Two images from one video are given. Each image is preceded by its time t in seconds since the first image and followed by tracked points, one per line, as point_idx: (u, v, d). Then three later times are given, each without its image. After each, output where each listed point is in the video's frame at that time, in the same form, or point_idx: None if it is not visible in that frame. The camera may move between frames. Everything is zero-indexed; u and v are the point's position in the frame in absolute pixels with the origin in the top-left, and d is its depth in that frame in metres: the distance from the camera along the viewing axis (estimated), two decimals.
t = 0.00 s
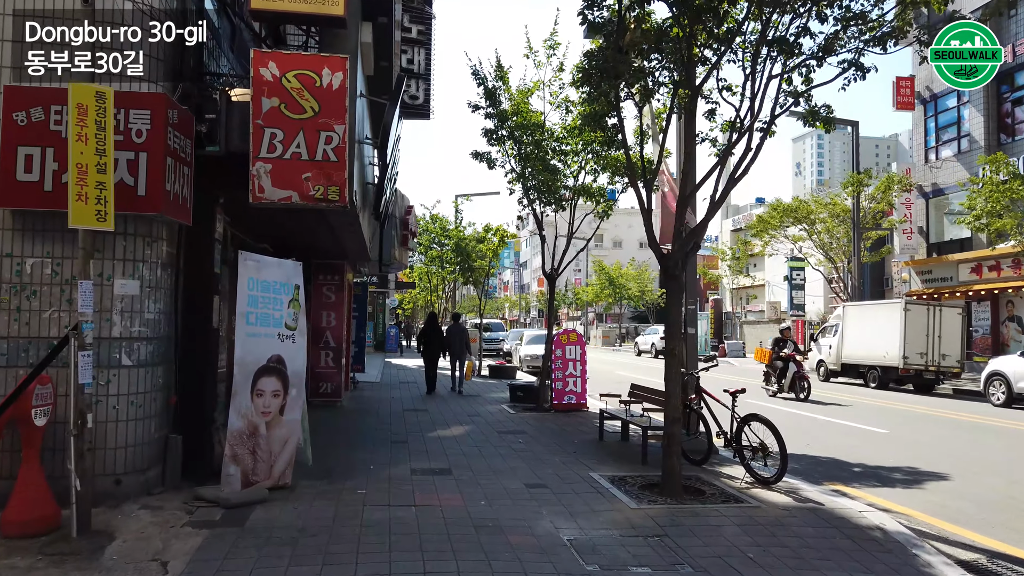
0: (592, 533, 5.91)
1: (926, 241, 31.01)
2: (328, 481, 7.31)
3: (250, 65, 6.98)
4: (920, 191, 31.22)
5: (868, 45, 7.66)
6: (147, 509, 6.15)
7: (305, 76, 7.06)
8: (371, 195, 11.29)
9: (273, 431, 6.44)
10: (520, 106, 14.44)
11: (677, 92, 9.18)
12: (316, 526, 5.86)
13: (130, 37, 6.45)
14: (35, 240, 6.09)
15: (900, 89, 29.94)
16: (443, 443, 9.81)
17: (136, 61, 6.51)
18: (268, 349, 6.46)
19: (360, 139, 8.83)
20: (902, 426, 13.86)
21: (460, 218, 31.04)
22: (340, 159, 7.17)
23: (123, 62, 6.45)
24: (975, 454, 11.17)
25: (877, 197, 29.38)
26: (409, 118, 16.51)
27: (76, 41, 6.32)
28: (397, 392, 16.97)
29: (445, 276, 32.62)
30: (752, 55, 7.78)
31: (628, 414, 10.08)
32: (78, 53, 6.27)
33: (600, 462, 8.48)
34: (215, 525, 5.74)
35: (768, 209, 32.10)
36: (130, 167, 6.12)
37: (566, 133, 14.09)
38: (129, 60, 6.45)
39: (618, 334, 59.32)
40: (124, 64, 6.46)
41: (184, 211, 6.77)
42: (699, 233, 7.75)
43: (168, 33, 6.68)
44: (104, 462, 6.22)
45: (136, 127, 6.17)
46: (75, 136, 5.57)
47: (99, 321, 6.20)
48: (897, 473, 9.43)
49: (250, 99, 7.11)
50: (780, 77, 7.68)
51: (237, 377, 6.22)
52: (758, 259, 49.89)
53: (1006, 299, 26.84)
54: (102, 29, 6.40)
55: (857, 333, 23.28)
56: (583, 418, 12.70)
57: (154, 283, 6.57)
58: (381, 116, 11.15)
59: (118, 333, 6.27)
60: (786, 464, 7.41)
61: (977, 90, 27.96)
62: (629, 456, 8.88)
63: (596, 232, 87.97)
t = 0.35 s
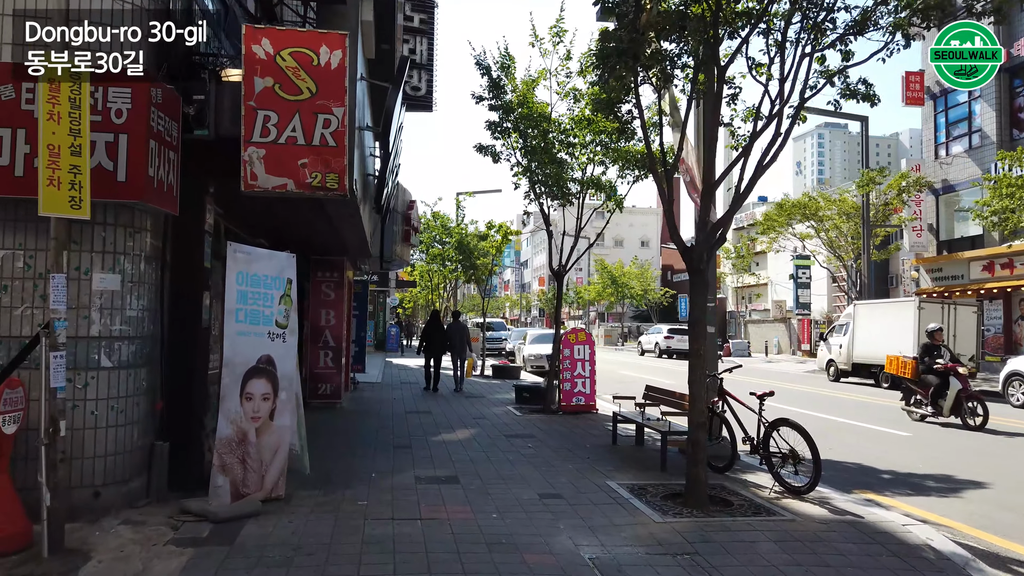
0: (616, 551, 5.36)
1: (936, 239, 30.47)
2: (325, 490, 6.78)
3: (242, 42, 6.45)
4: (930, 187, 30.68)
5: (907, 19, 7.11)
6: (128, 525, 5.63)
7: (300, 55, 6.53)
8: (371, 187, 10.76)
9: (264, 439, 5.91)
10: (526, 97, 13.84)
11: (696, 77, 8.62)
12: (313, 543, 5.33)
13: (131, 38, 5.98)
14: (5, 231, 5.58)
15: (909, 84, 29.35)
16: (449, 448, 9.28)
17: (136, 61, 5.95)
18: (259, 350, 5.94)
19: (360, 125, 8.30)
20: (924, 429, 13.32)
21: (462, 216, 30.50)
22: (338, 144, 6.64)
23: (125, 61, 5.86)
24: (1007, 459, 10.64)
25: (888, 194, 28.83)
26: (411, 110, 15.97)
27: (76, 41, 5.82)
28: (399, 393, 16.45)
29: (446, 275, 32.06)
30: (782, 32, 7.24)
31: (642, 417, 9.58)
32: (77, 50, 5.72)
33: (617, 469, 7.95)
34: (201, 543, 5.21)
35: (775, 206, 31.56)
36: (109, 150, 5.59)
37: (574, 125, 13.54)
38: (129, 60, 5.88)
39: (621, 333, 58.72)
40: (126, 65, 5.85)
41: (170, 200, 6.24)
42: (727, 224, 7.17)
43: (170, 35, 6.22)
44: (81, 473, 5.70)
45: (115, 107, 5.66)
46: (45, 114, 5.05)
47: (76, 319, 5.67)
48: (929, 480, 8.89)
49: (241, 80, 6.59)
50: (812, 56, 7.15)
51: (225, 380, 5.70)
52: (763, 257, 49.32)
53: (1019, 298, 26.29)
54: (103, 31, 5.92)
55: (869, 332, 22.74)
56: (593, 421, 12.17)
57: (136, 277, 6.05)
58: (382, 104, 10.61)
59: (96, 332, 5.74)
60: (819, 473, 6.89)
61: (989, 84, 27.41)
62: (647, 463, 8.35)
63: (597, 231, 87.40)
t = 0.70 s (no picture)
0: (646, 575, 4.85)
1: (947, 237, 29.97)
2: (325, 503, 6.28)
3: (235, 17, 5.97)
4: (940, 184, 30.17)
5: None
6: (108, 544, 5.13)
7: (298, 31, 6.04)
8: (374, 179, 10.23)
9: (256, 447, 5.41)
10: (532, 88, 13.25)
11: (719, 60, 8.04)
12: (311, 565, 4.82)
13: (130, 37, 5.38)
14: None
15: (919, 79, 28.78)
16: (455, 454, 8.78)
17: (136, 61, 5.30)
18: (251, 351, 5.43)
19: (362, 111, 7.78)
20: (948, 433, 12.81)
21: (464, 213, 29.98)
22: (339, 127, 6.13)
23: (124, 64, 5.23)
24: None
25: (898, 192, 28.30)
26: (414, 102, 15.46)
27: (73, 39, 5.11)
28: (401, 394, 15.94)
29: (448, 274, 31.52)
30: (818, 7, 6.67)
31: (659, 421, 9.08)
32: (75, 50, 5.04)
33: (637, 479, 7.46)
34: (188, 566, 4.70)
35: (782, 203, 31.05)
36: (86, 131, 5.08)
37: (584, 116, 13.01)
38: (129, 60, 5.23)
39: (623, 332, 58.21)
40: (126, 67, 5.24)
41: (157, 188, 5.75)
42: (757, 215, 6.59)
43: (172, 37, 5.59)
44: (58, 486, 5.19)
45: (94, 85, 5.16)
46: (14, 89, 4.49)
47: (51, 317, 5.17)
48: (965, 490, 8.38)
49: (235, 58, 6.11)
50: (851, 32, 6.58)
51: (214, 385, 5.19)
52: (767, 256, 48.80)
53: None
54: (103, 31, 5.27)
55: (881, 332, 22.24)
56: (604, 424, 11.65)
57: (119, 272, 5.55)
58: (384, 92, 10.11)
59: (74, 331, 5.24)
60: (858, 484, 6.37)
61: (1002, 79, 26.88)
62: (668, 472, 7.85)
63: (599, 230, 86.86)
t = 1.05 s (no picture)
0: None
1: (956, 234, 29.45)
2: (321, 515, 5.76)
3: None
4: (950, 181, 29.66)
5: None
6: (76, 563, 4.60)
7: None
8: (373, 170, 9.74)
9: (244, 456, 4.88)
10: (540, 76, 12.73)
11: (743, 37, 7.50)
12: None
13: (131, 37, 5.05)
14: None
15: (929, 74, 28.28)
16: (459, 460, 8.26)
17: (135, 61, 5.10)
18: (237, 349, 4.91)
19: (360, 91, 7.26)
20: (972, 435, 12.27)
21: (465, 211, 29.46)
22: (335, 104, 5.60)
23: (126, 65, 5.06)
24: None
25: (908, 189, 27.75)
26: (415, 92, 14.95)
27: (75, 40, 4.74)
28: (402, 395, 15.40)
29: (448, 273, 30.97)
30: None
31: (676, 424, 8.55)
32: (77, 51, 4.71)
33: (655, 487, 6.94)
34: None
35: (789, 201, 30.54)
36: (52, 103, 4.55)
37: (593, 106, 12.48)
38: (129, 60, 5.04)
39: (625, 333, 57.64)
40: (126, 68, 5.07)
41: (133, 169, 5.24)
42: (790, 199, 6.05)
43: (173, 36, 5.31)
44: (21, 499, 4.67)
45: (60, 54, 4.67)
46: None
47: (14, 311, 4.64)
48: (1003, 497, 7.86)
49: (219, 28, 5.58)
50: None
51: (196, 386, 4.66)
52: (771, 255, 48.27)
53: None
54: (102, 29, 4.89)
55: (893, 331, 21.73)
56: (615, 427, 11.12)
57: (91, 262, 5.03)
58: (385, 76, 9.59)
59: (39, 327, 4.71)
60: (901, 493, 5.84)
61: (1014, 73, 26.35)
62: (688, 479, 7.33)
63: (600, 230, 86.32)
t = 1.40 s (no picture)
0: None
1: (967, 233, 28.94)
2: (319, 537, 5.25)
3: None
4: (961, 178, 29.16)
5: None
6: None
7: None
8: (375, 164, 9.24)
9: (229, 475, 4.37)
10: (550, 66, 12.25)
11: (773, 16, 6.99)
12: None
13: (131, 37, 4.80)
14: None
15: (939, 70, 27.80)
16: (467, 471, 7.77)
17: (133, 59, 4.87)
18: (222, 355, 4.41)
19: (361, 76, 6.75)
20: (999, 440, 11.75)
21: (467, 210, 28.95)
22: (334, 85, 5.09)
23: (127, 64, 4.83)
24: None
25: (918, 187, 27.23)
26: (418, 85, 14.44)
27: (75, 39, 4.27)
28: (405, 398, 14.88)
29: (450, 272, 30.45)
30: None
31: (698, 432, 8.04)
32: (77, 51, 4.26)
33: (681, 503, 6.44)
34: None
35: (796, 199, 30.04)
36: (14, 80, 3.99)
37: (604, 97, 11.99)
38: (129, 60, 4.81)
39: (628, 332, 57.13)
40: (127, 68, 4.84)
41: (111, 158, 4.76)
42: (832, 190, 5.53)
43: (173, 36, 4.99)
44: None
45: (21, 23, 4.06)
46: None
47: None
48: None
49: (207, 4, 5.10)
50: None
51: (174, 397, 4.18)
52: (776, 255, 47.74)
53: None
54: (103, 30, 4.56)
55: (907, 332, 21.22)
56: (628, 433, 10.62)
57: (63, 258, 4.52)
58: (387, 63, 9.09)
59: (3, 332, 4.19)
60: (954, 511, 5.35)
61: None
62: (714, 493, 6.83)
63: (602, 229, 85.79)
